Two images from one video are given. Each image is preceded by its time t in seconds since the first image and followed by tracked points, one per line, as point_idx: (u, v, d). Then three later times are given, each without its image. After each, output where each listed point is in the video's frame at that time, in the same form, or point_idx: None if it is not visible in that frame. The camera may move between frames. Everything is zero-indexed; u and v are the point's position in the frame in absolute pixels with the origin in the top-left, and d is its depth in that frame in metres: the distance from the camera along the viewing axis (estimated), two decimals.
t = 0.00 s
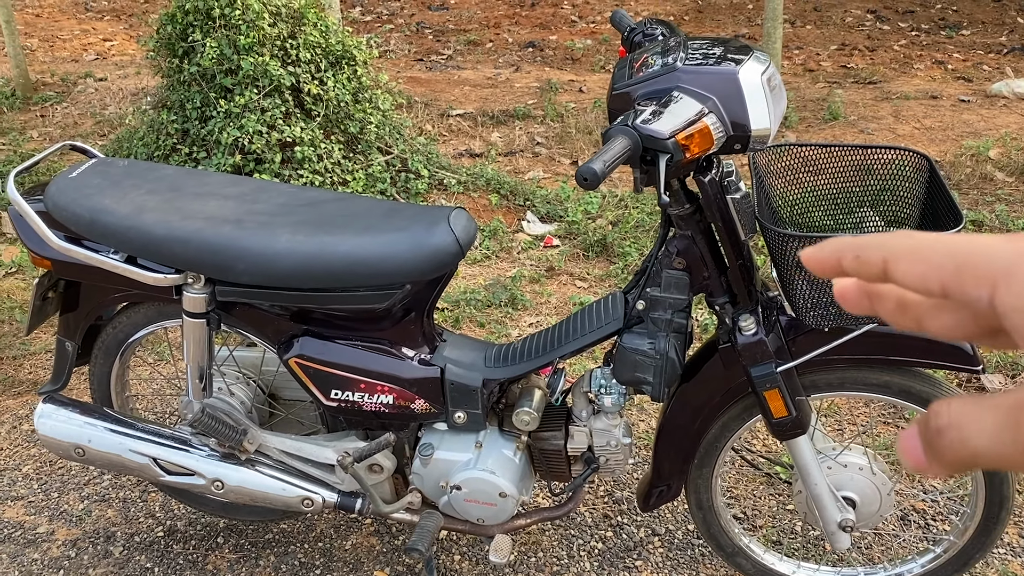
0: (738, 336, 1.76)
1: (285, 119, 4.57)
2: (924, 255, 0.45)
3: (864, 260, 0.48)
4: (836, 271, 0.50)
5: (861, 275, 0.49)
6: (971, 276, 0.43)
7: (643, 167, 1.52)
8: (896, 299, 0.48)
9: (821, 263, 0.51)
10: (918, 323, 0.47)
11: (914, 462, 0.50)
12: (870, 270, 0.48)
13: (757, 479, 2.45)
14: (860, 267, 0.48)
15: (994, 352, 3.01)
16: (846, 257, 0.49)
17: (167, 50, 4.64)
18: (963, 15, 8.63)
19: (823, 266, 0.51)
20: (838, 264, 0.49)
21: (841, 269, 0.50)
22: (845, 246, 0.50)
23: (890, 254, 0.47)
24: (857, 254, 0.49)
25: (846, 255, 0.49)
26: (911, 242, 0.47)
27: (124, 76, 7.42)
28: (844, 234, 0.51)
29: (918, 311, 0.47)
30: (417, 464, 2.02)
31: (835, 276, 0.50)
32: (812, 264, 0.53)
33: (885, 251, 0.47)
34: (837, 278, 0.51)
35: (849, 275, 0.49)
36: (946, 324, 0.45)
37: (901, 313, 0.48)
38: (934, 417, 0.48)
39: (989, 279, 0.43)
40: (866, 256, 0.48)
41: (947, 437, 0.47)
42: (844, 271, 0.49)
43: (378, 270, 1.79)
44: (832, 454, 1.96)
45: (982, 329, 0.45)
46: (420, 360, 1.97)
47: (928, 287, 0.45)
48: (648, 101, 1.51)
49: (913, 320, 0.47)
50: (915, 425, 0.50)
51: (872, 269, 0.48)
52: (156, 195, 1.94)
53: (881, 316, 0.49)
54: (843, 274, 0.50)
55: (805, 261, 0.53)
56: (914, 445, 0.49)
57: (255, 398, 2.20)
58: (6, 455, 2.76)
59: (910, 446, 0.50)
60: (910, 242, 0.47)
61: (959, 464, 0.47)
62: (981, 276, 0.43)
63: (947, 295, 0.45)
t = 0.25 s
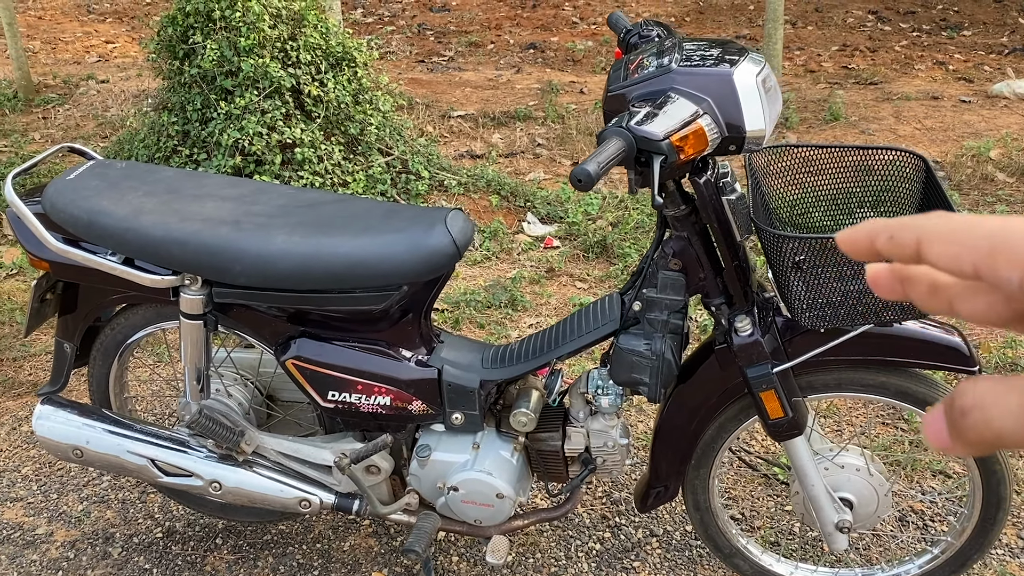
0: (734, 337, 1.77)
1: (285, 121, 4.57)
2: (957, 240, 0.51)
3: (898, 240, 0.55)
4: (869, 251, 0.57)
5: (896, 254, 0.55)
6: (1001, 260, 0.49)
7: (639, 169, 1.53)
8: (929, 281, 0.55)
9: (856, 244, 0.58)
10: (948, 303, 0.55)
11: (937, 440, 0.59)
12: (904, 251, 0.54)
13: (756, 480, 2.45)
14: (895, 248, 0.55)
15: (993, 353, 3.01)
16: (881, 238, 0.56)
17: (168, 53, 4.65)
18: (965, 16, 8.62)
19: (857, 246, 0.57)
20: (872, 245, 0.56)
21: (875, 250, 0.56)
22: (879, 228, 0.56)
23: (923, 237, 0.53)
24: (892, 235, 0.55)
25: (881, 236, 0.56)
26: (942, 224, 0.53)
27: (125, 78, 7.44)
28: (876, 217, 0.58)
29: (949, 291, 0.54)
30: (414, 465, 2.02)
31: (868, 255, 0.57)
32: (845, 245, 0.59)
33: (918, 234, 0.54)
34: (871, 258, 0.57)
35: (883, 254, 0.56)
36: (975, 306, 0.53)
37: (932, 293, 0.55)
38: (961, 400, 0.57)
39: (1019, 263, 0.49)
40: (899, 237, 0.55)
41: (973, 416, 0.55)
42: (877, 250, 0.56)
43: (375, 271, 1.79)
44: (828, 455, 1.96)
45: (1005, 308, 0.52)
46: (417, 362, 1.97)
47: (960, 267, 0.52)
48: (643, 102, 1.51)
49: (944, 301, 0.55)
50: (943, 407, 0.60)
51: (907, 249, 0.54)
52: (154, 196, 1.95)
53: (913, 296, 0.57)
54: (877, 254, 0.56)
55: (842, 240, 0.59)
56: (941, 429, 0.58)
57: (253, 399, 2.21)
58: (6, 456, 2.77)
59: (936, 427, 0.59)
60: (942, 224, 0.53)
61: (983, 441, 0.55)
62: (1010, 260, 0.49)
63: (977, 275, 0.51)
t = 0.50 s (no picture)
0: (728, 339, 1.77)
1: (282, 122, 4.57)
2: (1002, 184, 0.59)
3: (948, 183, 0.62)
4: (921, 193, 0.65)
5: (944, 196, 0.63)
6: None
7: (631, 170, 1.52)
8: (974, 226, 0.62)
9: (909, 185, 0.65)
10: (987, 249, 0.62)
11: (962, 373, 0.64)
12: (954, 191, 0.62)
13: (752, 481, 2.44)
14: (944, 189, 0.63)
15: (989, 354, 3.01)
16: (933, 180, 0.63)
17: (165, 54, 4.65)
18: (962, 16, 8.63)
19: (911, 187, 0.65)
20: (924, 187, 0.64)
21: (927, 193, 0.64)
22: (931, 173, 0.64)
23: (972, 178, 0.60)
24: (943, 178, 0.63)
25: (932, 178, 0.64)
26: (989, 172, 0.60)
27: (123, 80, 7.43)
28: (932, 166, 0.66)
29: (990, 237, 0.61)
30: (409, 467, 2.01)
31: (920, 197, 0.65)
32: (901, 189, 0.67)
33: (968, 176, 0.61)
34: (924, 200, 0.65)
35: (934, 197, 0.64)
36: (1011, 252, 0.60)
37: (974, 238, 0.62)
38: (983, 337, 0.61)
39: None
40: (950, 180, 0.62)
41: (993, 351, 0.59)
42: (928, 191, 0.64)
43: (369, 273, 1.79)
44: (823, 456, 1.95)
45: None
46: (412, 364, 1.97)
47: (1001, 209, 0.59)
48: (636, 104, 1.51)
49: (984, 247, 0.62)
50: (967, 347, 0.64)
51: (956, 191, 0.62)
52: (147, 199, 1.95)
53: (956, 243, 0.64)
54: (930, 195, 0.64)
55: (898, 183, 0.67)
56: (964, 366, 0.63)
57: (248, 401, 2.21)
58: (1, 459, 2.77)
59: (960, 366, 0.64)
60: (991, 171, 0.60)
61: (1000, 375, 0.60)
62: None
63: (1017, 221, 0.59)
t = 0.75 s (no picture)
0: (722, 339, 1.77)
1: (278, 123, 4.56)
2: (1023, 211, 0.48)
3: (958, 208, 0.52)
4: (928, 221, 0.53)
5: (954, 224, 0.52)
6: None
7: (624, 171, 1.52)
8: (985, 255, 0.52)
9: (912, 210, 0.54)
10: (1004, 280, 0.51)
11: (979, 420, 0.54)
12: (963, 219, 0.51)
13: (747, 481, 2.44)
14: (954, 216, 0.52)
15: (985, 354, 3.02)
16: (940, 205, 0.52)
17: (160, 56, 4.64)
18: (957, 17, 8.64)
19: (916, 214, 0.54)
20: (931, 213, 0.53)
21: (933, 218, 0.53)
22: (939, 196, 0.53)
23: (986, 204, 0.50)
24: (952, 202, 0.52)
25: (941, 204, 0.52)
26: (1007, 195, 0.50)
27: (119, 81, 7.42)
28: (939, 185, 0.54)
29: (1006, 268, 0.51)
30: (403, 469, 2.01)
31: (928, 224, 0.53)
32: (905, 212, 0.56)
33: (980, 201, 0.51)
34: (927, 228, 0.54)
35: (941, 224, 0.53)
36: None
37: (987, 269, 0.52)
38: (1000, 381, 0.51)
39: None
40: (959, 205, 0.52)
41: None
42: (937, 220, 0.52)
43: (362, 275, 1.79)
44: (818, 457, 1.95)
45: None
46: (406, 365, 1.97)
47: None
48: (629, 105, 1.51)
49: (998, 279, 0.51)
50: (983, 390, 0.54)
51: (965, 218, 0.51)
52: (141, 201, 1.94)
53: (966, 272, 0.53)
54: (935, 223, 0.53)
55: (900, 207, 0.56)
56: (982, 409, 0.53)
57: (242, 403, 2.20)
58: None
59: (977, 409, 0.54)
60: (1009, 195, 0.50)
61: None
62: None
63: None
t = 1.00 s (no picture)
0: (714, 340, 1.77)
1: (270, 124, 4.55)
2: (980, 233, 0.56)
3: (917, 230, 0.60)
4: (885, 240, 0.62)
5: (912, 243, 0.60)
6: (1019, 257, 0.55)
7: (615, 172, 1.52)
8: (945, 273, 0.59)
9: (875, 230, 0.63)
10: (961, 294, 0.59)
11: (958, 448, 0.60)
12: (923, 239, 0.59)
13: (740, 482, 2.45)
14: (911, 236, 0.60)
15: (978, 354, 3.02)
16: (898, 227, 0.61)
17: (152, 57, 4.62)
18: (951, 18, 8.67)
19: (873, 230, 0.63)
20: (890, 232, 0.61)
21: (893, 237, 0.61)
22: (895, 218, 0.61)
23: (943, 227, 0.58)
24: (910, 224, 0.60)
25: (898, 225, 0.61)
26: (963, 217, 0.58)
27: (112, 82, 7.39)
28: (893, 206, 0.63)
29: (964, 285, 0.59)
30: (395, 471, 2.00)
31: (883, 239, 0.62)
32: (860, 230, 0.64)
33: (938, 223, 0.59)
34: (886, 246, 0.62)
35: (899, 242, 0.61)
36: (988, 298, 0.58)
37: (948, 284, 0.59)
38: (980, 406, 0.58)
39: None
40: (918, 227, 0.60)
41: (994, 414, 0.56)
42: (894, 236, 0.61)
43: (353, 277, 1.78)
44: (810, 458, 1.95)
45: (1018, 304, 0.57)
46: (398, 367, 1.96)
47: (984, 261, 0.56)
48: (620, 106, 1.51)
49: (958, 293, 0.59)
50: (958, 412, 0.61)
51: (925, 238, 0.59)
52: (130, 202, 1.93)
53: (924, 284, 0.61)
54: (894, 241, 0.61)
55: (859, 228, 0.64)
56: (960, 434, 0.60)
57: (233, 405, 2.19)
58: None
59: (955, 435, 0.61)
60: (961, 216, 0.58)
61: (997, 438, 0.57)
62: None
63: (997, 271, 0.56)
